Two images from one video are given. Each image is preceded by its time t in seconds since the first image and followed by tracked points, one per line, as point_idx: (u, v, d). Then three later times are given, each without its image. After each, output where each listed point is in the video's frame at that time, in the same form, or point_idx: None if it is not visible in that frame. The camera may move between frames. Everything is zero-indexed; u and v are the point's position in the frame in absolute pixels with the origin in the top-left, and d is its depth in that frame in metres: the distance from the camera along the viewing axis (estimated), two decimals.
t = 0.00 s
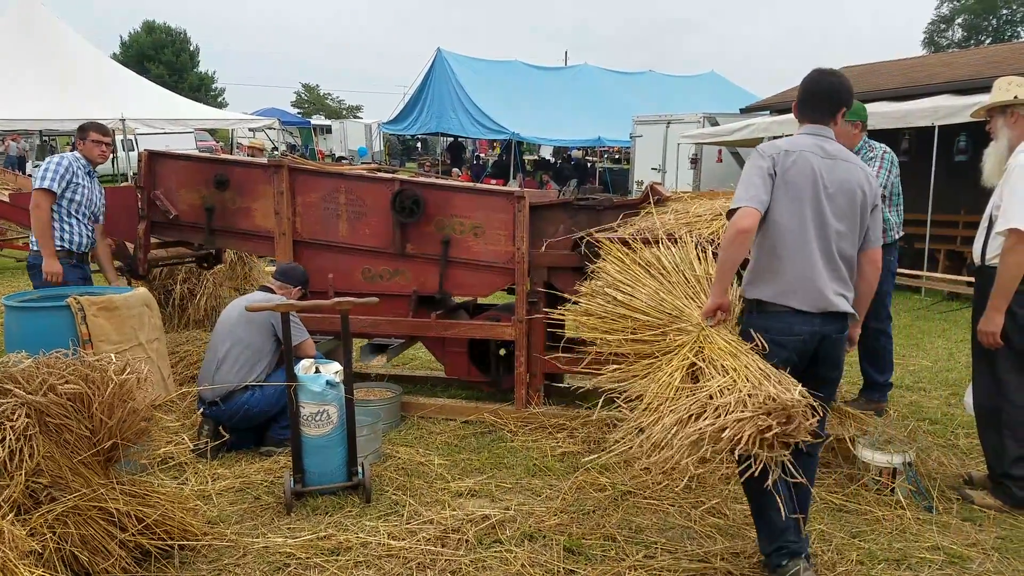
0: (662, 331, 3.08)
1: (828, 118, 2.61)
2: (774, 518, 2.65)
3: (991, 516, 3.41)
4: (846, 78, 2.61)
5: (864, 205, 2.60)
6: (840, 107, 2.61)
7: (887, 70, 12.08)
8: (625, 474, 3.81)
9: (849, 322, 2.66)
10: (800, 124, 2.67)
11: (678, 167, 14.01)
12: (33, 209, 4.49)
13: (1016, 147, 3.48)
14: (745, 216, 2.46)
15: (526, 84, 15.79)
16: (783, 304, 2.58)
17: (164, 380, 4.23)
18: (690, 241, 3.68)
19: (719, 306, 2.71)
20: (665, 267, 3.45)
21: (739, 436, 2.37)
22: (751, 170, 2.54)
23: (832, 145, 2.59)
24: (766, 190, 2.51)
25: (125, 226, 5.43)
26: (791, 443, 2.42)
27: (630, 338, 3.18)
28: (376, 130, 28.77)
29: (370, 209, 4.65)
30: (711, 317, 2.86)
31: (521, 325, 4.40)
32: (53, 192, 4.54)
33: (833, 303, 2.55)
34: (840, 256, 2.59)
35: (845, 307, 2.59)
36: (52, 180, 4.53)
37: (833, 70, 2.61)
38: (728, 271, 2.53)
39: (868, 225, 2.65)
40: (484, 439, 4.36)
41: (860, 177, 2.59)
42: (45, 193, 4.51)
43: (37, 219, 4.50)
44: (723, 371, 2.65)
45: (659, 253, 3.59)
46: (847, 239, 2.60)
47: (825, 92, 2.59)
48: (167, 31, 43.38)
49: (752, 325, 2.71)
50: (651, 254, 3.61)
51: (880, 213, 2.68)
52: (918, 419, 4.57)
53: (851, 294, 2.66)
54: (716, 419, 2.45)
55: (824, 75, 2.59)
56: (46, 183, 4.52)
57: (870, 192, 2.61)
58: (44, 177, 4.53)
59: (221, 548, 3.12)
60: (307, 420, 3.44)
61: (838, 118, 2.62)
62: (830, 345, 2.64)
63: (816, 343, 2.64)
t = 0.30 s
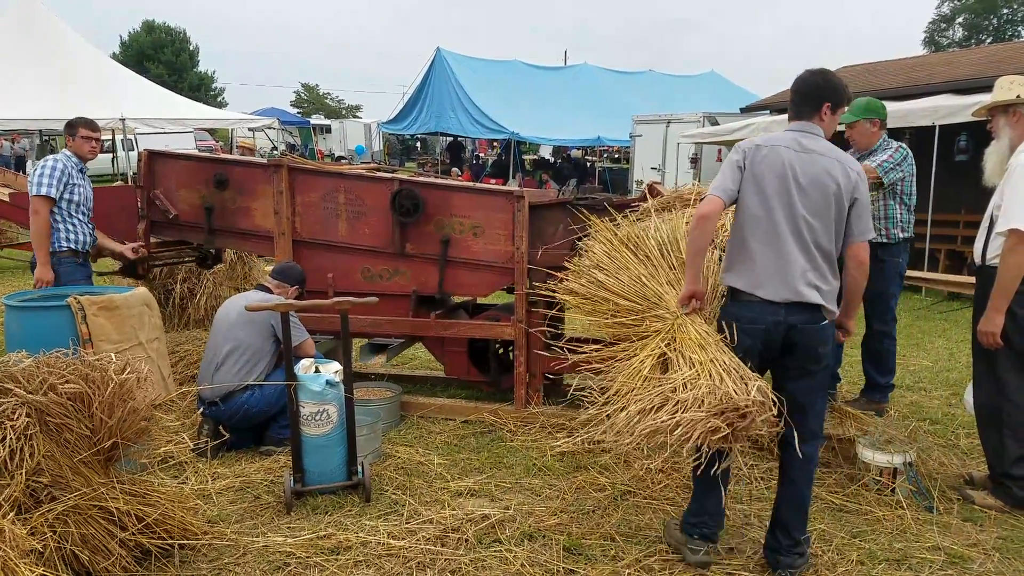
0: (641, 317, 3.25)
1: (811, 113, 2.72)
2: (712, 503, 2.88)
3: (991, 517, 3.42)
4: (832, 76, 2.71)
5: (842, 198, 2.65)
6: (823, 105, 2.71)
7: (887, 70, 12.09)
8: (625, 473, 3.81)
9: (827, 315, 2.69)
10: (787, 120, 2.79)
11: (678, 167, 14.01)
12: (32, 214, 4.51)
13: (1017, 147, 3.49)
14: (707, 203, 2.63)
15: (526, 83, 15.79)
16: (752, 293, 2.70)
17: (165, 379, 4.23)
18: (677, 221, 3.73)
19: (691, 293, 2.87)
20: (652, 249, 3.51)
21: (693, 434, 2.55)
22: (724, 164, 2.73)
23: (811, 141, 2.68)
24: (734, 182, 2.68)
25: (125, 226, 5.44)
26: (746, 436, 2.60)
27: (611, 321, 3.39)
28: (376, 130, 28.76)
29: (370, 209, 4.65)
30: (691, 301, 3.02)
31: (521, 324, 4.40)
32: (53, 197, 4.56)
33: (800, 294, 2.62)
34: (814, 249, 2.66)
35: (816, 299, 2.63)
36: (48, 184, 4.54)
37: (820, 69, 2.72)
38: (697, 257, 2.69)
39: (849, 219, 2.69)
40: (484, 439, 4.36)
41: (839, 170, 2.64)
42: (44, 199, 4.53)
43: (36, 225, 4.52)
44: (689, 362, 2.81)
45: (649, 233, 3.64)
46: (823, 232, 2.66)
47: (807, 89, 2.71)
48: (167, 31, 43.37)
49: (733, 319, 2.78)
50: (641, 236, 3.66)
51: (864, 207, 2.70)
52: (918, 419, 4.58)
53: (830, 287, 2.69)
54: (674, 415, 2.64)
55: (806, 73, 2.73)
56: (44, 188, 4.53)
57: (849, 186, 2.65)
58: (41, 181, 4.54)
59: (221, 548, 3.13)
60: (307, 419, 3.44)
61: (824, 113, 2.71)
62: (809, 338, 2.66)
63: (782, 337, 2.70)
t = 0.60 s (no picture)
0: (614, 315, 3.62)
1: (769, 112, 2.84)
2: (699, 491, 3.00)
3: (995, 513, 3.41)
4: (790, 74, 2.81)
5: (795, 191, 2.71)
6: (780, 102, 2.82)
7: (891, 66, 12.04)
8: (628, 470, 3.81)
9: (783, 305, 2.75)
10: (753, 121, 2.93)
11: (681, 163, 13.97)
12: (56, 219, 4.54)
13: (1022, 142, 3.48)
14: (663, 203, 2.86)
15: (528, 80, 15.77)
16: (708, 285, 2.86)
17: (168, 376, 4.24)
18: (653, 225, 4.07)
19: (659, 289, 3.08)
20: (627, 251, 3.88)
21: (638, 416, 2.78)
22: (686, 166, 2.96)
23: (766, 138, 2.79)
24: (690, 184, 2.89)
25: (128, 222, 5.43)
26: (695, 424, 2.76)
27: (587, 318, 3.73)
28: (378, 127, 28.74)
29: (372, 206, 4.65)
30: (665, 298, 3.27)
31: (523, 321, 4.40)
32: (69, 199, 4.59)
33: (747, 285, 2.75)
34: (766, 241, 2.75)
35: (765, 290, 2.73)
36: (67, 188, 4.56)
37: (778, 69, 2.83)
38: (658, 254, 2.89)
39: (806, 211, 2.72)
40: (486, 435, 4.37)
41: (790, 164, 2.72)
42: (63, 203, 4.56)
43: (62, 229, 4.56)
44: (650, 359, 3.07)
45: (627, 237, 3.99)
46: (774, 225, 2.75)
47: (765, 88, 2.83)
48: (169, 28, 43.34)
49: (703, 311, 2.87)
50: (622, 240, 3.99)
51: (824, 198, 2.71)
52: (921, 416, 4.57)
53: (786, 279, 2.76)
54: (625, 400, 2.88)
55: (766, 74, 2.86)
56: (61, 192, 4.55)
57: (802, 179, 2.71)
58: (57, 185, 4.55)
59: (224, 544, 3.13)
60: (309, 416, 3.44)
61: (782, 110, 2.83)
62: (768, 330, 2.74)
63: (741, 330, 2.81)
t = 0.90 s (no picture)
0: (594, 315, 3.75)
1: (731, 104, 2.93)
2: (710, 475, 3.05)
3: (1000, 510, 3.40)
4: (748, 66, 2.89)
5: (755, 179, 2.79)
6: (741, 95, 2.91)
7: (897, 61, 11.98)
8: (632, 466, 3.81)
9: (750, 292, 2.82)
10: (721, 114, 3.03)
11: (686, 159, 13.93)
12: (57, 211, 4.54)
13: None
14: (633, 200, 2.98)
15: (532, 75, 15.72)
16: (679, 276, 2.96)
17: (173, 371, 4.25)
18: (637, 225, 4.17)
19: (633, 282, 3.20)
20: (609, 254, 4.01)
21: (599, 399, 2.92)
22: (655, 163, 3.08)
23: (727, 129, 2.88)
24: (658, 179, 3.01)
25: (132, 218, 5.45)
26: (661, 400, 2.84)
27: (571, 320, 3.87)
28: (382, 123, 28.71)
29: (376, 202, 4.65)
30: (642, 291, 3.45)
31: (526, 316, 4.40)
32: (70, 191, 4.58)
33: (713, 274, 2.84)
34: (730, 230, 2.84)
35: (731, 277, 2.81)
36: (69, 180, 4.56)
37: (738, 63, 2.93)
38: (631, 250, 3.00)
39: (766, 199, 2.80)
40: (490, 431, 4.37)
41: (749, 153, 2.80)
42: (63, 194, 4.55)
43: (61, 221, 4.55)
44: (617, 348, 3.24)
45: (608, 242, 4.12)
46: (737, 214, 2.84)
47: (727, 80, 2.93)
48: (173, 23, 43.33)
49: (684, 302, 2.93)
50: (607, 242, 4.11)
51: (784, 184, 2.78)
52: (925, 412, 4.56)
53: (752, 265, 2.83)
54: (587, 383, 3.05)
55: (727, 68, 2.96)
56: (64, 183, 4.55)
57: (761, 167, 2.79)
58: (59, 176, 4.56)
59: (228, 539, 3.14)
60: (314, 412, 3.45)
61: (744, 102, 2.91)
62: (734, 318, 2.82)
63: (707, 317, 2.90)
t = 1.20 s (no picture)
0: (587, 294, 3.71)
1: (729, 102, 2.93)
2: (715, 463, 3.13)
3: (1004, 507, 3.39)
4: (746, 65, 2.90)
5: (758, 173, 2.84)
6: (737, 93, 2.91)
7: (902, 57, 11.92)
8: (635, 462, 3.81)
9: (755, 285, 2.86)
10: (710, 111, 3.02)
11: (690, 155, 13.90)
12: (44, 197, 4.49)
13: None
14: (641, 195, 2.88)
15: (535, 71, 15.69)
16: (683, 273, 2.96)
17: (176, 366, 4.25)
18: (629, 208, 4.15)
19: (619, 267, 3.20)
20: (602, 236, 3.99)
21: (583, 378, 2.93)
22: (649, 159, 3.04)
23: (725, 124, 2.90)
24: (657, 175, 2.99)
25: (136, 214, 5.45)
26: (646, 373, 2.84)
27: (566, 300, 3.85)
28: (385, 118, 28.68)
29: (379, 197, 4.64)
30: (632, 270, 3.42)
31: (529, 312, 4.39)
32: (63, 179, 4.55)
33: (721, 269, 2.86)
34: (736, 223, 2.86)
35: (738, 271, 2.84)
36: (61, 167, 4.53)
37: (731, 60, 2.92)
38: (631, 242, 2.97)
39: (769, 191, 2.85)
40: (493, 427, 4.36)
41: (751, 148, 2.84)
42: (55, 181, 4.52)
43: (48, 207, 4.51)
44: (603, 325, 3.23)
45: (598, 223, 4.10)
46: (742, 207, 2.87)
47: (725, 76, 2.91)
48: (177, 18, 43.29)
49: (685, 296, 2.94)
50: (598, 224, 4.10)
51: (785, 177, 2.85)
52: (929, 409, 4.55)
53: (756, 258, 2.87)
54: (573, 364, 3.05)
55: (722, 63, 2.94)
56: (55, 169, 4.52)
57: (763, 161, 2.83)
58: (53, 163, 4.54)
59: (232, 534, 3.14)
60: (317, 407, 3.45)
61: (742, 101, 2.92)
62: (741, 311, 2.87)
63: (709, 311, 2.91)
